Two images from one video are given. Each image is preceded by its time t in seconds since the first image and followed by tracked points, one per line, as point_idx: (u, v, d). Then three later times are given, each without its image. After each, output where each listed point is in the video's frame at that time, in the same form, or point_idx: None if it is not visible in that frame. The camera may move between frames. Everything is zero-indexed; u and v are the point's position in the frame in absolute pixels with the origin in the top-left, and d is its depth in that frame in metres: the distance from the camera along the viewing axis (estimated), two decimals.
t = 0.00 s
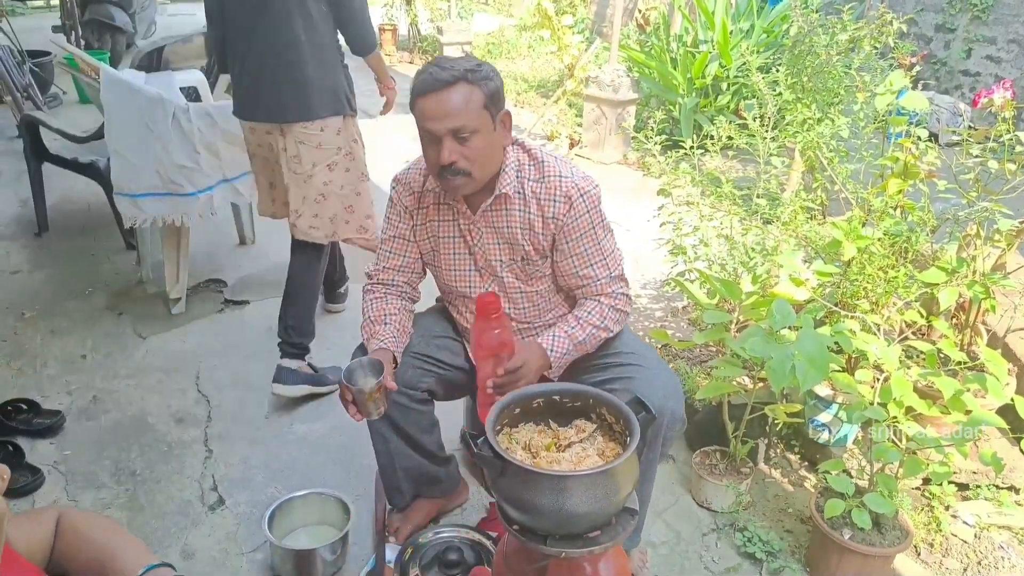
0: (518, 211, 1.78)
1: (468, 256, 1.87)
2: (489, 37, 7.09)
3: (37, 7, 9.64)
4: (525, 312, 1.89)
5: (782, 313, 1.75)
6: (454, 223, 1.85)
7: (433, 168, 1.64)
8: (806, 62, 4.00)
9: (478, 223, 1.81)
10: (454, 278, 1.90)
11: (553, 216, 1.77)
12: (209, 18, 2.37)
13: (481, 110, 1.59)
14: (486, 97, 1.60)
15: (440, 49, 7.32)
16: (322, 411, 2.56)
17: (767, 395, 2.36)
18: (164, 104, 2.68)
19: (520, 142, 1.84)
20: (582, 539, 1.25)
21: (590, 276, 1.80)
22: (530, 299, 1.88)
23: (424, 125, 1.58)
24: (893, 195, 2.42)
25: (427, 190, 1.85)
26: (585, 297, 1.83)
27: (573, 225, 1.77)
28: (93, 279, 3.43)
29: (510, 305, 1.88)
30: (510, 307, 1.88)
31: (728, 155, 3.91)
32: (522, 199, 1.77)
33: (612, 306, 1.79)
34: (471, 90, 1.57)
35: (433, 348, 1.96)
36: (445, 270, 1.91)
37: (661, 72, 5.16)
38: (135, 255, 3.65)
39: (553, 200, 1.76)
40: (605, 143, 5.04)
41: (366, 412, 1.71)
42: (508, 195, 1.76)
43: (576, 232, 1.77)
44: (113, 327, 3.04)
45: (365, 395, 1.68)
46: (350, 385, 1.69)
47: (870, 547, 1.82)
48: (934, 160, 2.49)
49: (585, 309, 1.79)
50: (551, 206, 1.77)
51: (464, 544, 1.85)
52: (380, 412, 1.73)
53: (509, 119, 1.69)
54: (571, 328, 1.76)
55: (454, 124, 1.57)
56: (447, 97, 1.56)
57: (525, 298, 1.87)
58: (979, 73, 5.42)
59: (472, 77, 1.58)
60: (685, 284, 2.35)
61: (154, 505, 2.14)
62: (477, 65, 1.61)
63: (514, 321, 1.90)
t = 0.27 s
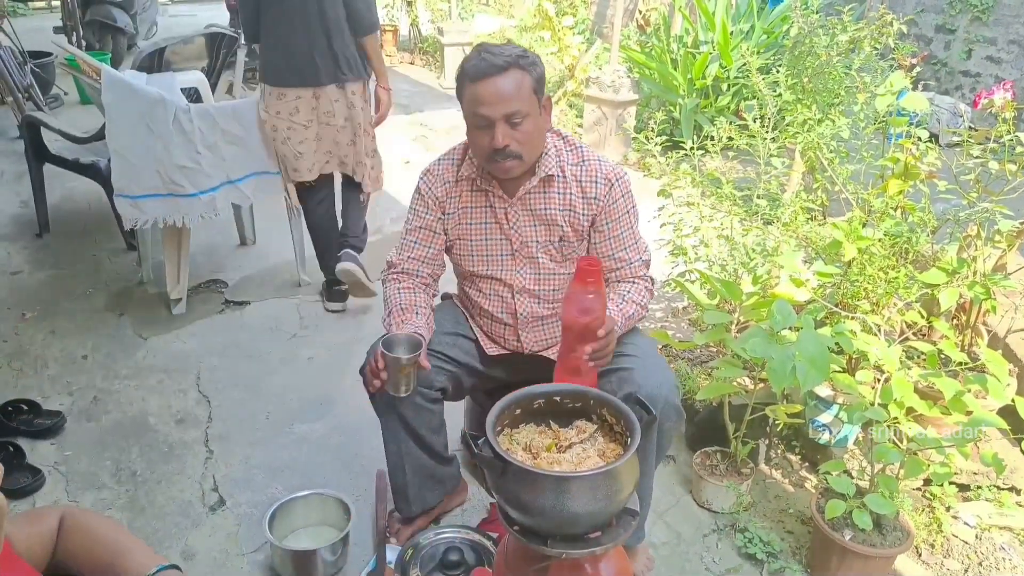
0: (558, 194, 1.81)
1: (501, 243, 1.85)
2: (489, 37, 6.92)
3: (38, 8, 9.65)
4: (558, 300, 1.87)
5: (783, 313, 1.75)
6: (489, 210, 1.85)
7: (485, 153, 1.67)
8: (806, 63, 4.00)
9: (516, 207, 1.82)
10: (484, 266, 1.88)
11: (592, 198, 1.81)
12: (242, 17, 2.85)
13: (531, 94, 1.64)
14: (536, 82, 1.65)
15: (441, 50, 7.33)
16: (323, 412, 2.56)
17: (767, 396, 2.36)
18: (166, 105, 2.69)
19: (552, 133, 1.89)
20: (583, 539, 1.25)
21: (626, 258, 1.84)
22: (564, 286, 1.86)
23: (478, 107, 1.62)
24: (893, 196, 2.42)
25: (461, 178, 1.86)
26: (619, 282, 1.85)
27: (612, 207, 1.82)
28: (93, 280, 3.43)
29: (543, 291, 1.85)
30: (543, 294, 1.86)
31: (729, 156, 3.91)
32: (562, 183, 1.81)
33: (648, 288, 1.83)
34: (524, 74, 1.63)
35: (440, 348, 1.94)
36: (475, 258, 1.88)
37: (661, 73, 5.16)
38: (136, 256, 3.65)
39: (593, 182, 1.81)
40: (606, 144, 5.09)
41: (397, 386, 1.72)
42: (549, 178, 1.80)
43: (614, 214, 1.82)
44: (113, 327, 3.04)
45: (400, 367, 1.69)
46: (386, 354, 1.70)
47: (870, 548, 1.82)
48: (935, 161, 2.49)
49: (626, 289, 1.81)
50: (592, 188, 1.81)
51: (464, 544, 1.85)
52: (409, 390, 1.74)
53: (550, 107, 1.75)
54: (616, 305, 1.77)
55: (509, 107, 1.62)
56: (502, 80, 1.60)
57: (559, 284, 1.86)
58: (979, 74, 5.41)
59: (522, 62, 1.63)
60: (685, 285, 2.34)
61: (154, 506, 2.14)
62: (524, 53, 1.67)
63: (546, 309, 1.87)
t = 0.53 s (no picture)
0: (585, 198, 1.81)
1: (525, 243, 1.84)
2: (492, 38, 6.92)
3: (39, 8, 9.67)
4: (575, 300, 1.87)
5: (784, 315, 1.75)
6: (512, 209, 1.83)
7: (515, 153, 1.66)
8: (806, 64, 4.00)
9: (540, 207, 1.81)
10: (503, 264, 1.86)
11: (618, 203, 1.82)
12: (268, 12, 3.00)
13: (567, 97, 1.63)
14: (572, 86, 1.65)
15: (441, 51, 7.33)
16: (323, 413, 2.56)
17: (767, 398, 2.36)
18: (166, 105, 2.70)
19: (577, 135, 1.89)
20: (584, 540, 1.25)
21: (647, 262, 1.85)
22: (582, 287, 1.86)
23: (513, 106, 1.61)
24: (893, 199, 2.43)
25: (488, 176, 1.84)
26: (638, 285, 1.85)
27: (636, 211, 1.83)
28: (93, 280, 3.43)
29: (565, 293, 1.85)
30: (561, 293, 1.85)
31: (729, 158, 3.92)
32: (587, 185, 1.81)
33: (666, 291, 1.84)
34: (560, 77, 1.62)
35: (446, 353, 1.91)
36: (495, 256, 1.86)
37: (662, 74, 5.15)
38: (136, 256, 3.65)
39: (619, 185, 1.82)
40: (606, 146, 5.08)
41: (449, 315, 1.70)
42: (577, 181, 1.80)
43: (637, 218, 1.83)
44: (114, 328, 3.05)
45: (452, 294, 1.67)
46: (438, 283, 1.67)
47: (870, 550, 1.82)
48: (935, 163, 2.50)
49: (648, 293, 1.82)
50: (617, 191, 1.82)
51: (464, 545, 1.85)
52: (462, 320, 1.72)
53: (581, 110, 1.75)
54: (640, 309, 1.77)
55: (544, 109, 1.61)
56: (538, 81, 1.60)
57: (578, 285, 1.85)
58: (980, 76, 5.42)
59: (560, 66, 1.63)
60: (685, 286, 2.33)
61: (154, 506, 2.14)
62: (560, 55, 1.66)
63: (564, 309, 1.87)
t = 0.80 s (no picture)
0: (592, 208, 1.81)
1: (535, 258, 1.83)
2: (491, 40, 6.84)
3: (40, 10, 9.68)
4: (584, 311, 1.87)
5: (783, 317, 1.76)
6: (519, 223, 1.81)
7: (524, 163, 1.65)
8: (806, 66, 4.01)
9: (547, 220, 1.80)
10: (512, 279, 1.84)
11: (624, 212, 1.82)
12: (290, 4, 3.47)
13: (572, 104, 1.64)
14: (576, 93, 1.66)
15: (441, 51, 7.33)
16: (322, 414, 2.56)
17: (767, 399, 2.35)
18: (166, 106, 2.69)
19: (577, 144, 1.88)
20: (583, 541, 1.25)
21: (653, 270, 1.87)
22: (591, 298, 1.87)
23: (518, 113, 1.61)
24: (893, 200, 2.44)
25: (495, 192, 1.81)
26: (645, 294, 1.87)
27: (641, 219, 1.83)
28: (93, 281, 3.43)
29: (575, 304, 1.85)
30: (571, 305, 1.85)
31: (729, 159, 3.92)
32: (593, 195, 1.81)
33: (673, 299, 1.87)
34: (564, 84, 1.63)
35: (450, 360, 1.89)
36: (503, 273, 1.84)
37: (661, 76, 5.16)
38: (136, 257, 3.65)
39: (624, 194, 1.82)
40: (605, 147, 5.09)
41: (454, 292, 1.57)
42: (583, 191, 1.80)
43: (643, 226, 1.84)
44: (113, 329, 3.05)
45: (459, 269, 1.56)
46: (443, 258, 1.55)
47: (869, 551, 1.82)
48: (935, 164, 2.50)
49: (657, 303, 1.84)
50: (622, 200, 1.82)
51: (464, 546, 1.85)
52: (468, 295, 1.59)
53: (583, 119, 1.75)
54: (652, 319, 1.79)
55: (550, 116, 1.61)
56: (543, 88, 1.61)
57: (588, 296, 1.86)
58: (979, 78, 5.43)
59: (563, 74, 1.63)
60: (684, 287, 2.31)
61: (154, 508, 2.14)
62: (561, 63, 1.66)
63: (573, 321, 1.87)
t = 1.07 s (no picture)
0: (577, 218, 1.80)
1: (521, 270, 1.82)
2: (489, 41, 6.69)
3: (38, 11, 9.68)
4: (577, 321, 1.87)
5: (781, 318, 1.76)
6: (505, 237, 1.81)
7: (500, 178, 1.65)
8: (805, 66, 4.01)
9: (533, 232, 1.79)
10: (502, 293, 1.84)
11: (609, 219, 1.81)
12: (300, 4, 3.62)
13: (551, 114, 1.63)
14: (555, 102, 1.64)
15: (439, 52, 7.33)
16: (322, 416, 2.56)
17: (767, 399, 2.35)
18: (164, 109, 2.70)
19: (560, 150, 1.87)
20: (583, 543, 1.25)
21: (642, 277, 1.86)
22: (583, 307, 1.86)
23: (496, 127, 1.60)
24: (891, 200, 2.44)
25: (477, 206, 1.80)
26: (637, 300, 1.87)
27: (628, 226, 1.82)
28: (92, 284, 3.43)
29: (566, 316, 1.85)
30: (564, 316, 1.85)
31: (727, 159, 3.93)
32: (578, 204, 1.80)
33: (665, 304, 1.87)
34: (542, 95, 1.62)
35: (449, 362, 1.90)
36: (493, 287, 1.84)
37: (660, 76, 5.16)
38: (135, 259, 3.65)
39: (609, 202, 1.80)
40: (604, 147, 5.09)
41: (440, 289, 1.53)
42: (567, 200, 1.78)
43: (630, 233, 1.83)
44: (112, 331, 3.05)
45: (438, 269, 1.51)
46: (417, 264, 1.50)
47: (869, 552, 1.82)
48: (933, 164, 2.50)
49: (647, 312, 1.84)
50: (607, 207, 1.81)
51: (464, 548, 1.85)
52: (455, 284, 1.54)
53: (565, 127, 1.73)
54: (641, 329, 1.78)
55: (529, 129, 1.60)
56: (519, 101, 1.59)
57: (579, 306, 1.86)
58: (978, 77, 5.44)
59: (540, 83, 1.62)
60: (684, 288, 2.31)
61: (153, 510, 2.13)
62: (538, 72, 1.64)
63: (567, 331, 1.87)
